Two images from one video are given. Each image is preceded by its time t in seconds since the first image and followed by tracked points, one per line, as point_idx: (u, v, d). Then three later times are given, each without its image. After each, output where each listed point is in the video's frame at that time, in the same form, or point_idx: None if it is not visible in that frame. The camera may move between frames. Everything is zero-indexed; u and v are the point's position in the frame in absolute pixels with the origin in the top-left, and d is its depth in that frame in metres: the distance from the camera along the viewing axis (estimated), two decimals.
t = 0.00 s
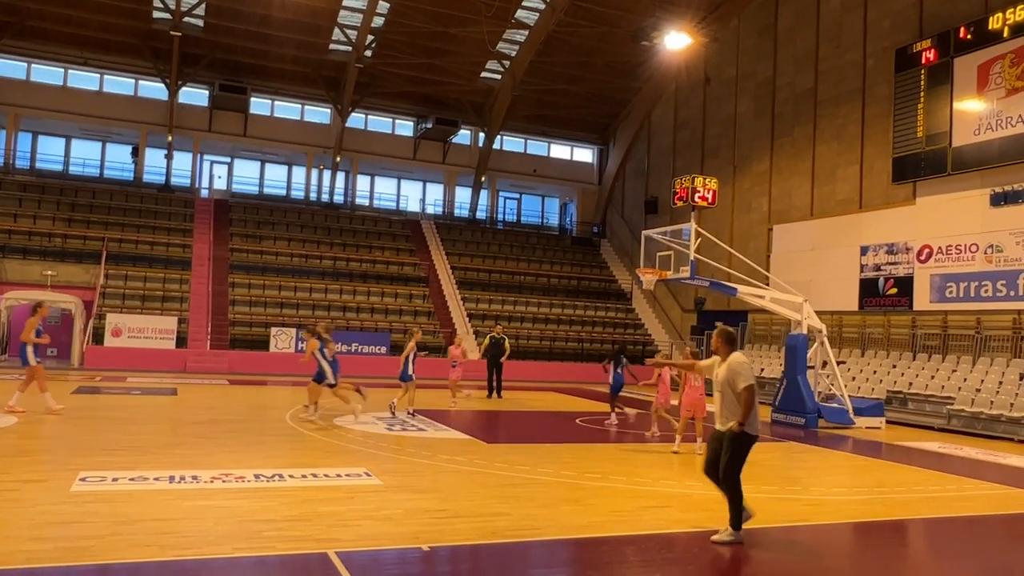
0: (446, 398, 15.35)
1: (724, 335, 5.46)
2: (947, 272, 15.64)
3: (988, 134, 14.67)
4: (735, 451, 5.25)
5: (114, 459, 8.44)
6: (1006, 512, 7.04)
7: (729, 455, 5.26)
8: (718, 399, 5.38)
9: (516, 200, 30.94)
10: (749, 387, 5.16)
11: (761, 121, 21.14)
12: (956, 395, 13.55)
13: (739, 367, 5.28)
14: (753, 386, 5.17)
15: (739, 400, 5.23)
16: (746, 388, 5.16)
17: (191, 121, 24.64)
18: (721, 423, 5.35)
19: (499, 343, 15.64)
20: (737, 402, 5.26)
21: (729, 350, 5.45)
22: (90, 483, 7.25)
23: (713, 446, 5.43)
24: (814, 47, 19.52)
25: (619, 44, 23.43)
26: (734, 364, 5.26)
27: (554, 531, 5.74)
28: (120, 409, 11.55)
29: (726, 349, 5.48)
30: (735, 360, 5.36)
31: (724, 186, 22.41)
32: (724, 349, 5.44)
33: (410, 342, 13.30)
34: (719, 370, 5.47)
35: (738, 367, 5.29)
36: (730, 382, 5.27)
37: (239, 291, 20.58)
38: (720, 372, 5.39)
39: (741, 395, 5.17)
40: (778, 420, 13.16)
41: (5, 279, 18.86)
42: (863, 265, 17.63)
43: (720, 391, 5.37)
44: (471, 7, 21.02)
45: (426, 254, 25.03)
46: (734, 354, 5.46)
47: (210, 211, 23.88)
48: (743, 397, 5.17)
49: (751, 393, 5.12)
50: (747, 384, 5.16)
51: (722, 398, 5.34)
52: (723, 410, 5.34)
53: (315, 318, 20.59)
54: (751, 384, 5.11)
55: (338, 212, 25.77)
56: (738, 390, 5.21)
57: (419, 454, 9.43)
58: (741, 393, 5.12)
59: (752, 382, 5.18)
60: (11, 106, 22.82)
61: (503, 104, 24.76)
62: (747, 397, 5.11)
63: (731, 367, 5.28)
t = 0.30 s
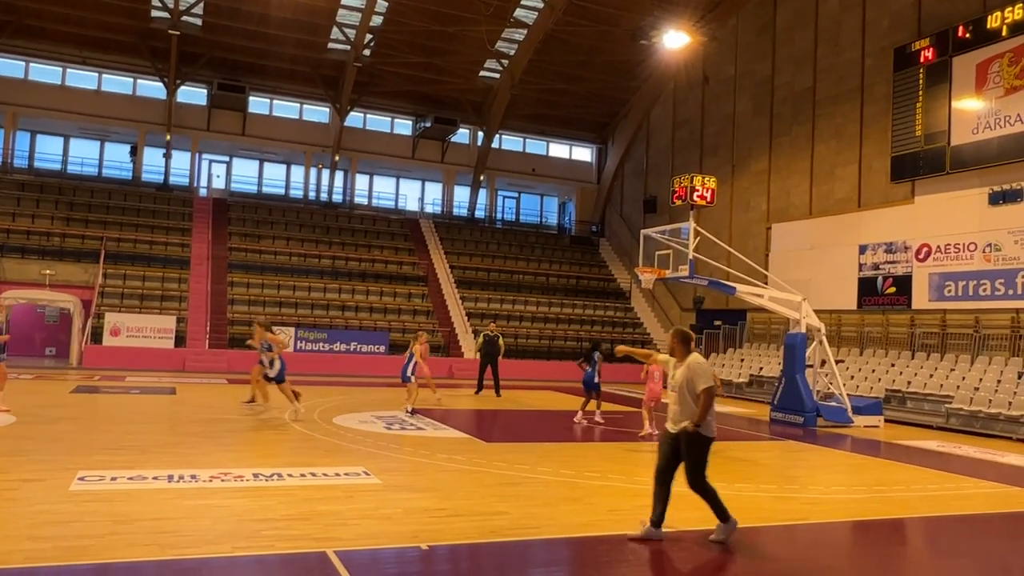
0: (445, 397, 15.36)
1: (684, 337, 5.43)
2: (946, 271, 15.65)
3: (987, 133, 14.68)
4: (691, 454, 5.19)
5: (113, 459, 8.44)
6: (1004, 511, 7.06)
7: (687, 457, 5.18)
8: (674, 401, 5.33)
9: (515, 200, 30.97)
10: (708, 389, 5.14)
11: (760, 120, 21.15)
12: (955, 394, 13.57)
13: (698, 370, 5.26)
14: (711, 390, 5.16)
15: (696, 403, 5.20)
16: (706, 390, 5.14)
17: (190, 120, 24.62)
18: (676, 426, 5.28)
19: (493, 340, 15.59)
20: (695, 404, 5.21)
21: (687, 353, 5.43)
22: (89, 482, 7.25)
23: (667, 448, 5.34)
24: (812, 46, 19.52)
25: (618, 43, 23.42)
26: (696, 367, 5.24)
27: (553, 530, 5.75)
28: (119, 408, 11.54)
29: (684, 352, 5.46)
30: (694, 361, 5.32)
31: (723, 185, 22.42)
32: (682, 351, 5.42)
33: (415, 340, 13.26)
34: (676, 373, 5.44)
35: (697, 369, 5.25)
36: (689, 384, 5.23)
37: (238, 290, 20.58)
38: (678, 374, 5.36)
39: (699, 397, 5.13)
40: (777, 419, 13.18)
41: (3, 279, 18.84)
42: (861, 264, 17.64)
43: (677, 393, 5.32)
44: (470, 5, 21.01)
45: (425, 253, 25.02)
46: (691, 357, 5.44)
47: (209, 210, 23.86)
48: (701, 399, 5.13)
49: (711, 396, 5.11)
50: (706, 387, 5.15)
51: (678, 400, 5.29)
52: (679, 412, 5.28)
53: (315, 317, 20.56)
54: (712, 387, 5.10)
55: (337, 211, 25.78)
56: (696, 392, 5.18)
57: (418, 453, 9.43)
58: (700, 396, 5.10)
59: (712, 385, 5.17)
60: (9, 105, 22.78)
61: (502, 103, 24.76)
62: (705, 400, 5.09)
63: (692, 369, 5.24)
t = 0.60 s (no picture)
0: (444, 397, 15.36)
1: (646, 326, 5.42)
2: (945, 270, 15.66)
3: (987, 132, 14.66)
4: (650, 445, 5.23)
5: (112, 459, 8.43)
6: (1004, 510, 7.07)
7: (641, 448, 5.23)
8: (636, 392, 5.35)
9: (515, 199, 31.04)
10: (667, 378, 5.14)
11: (760, 119, 21.14)
12: (954, 393, 13.58)
13: (658, 359, 5.25)
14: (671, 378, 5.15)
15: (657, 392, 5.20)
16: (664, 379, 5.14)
17: (190, 119, 24.61)
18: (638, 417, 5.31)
19: (482, 339, 15.77)
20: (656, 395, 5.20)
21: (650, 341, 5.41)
22: (89, 482, 7.25)
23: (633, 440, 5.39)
24: (812, 45, 19.52)
25: (618, 42, 23.42)
26: (654, 357, 5.23)
27: (553, 529, 5.75)
28: (119, 407, 11.55)
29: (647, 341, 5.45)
30: (656, 352, 5.28)
31: (723, 184, 22.42)
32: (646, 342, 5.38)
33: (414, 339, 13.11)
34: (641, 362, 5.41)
35: (658, 360, 5.21)
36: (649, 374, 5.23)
37: (237, 289, 20.57)
38: (640, 364, 5.36)
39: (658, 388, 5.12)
40: (777, 418, 13.18)
41: (3, 278, 18.84)
42: (861, 263, 17.64)
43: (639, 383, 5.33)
44: (470, 5, 20.99)
45: (424, 253, 25.01)
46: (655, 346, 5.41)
47: (208, 210, 23.86)
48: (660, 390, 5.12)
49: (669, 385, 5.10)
50: (665, 376, 5.14)
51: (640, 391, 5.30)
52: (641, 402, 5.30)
53: (315, 316, 20.56)
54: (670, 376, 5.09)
55: (337, 211, 25.79)
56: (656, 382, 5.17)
57: (418, 452, 9.43)
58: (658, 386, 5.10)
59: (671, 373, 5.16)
60: (9, 104, 22.76)
61: (502, 103, 24.76)
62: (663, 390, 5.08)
63: (651, 359, 5.24)
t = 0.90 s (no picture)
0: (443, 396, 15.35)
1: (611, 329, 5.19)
2: (945, 270, 15.66)
3: (987, 132, 14.67)
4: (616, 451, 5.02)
5: (112, 458, 8.44)
6: (1004, 510, 7.07)
7: (604, 452, 4.98)
8: (600, 396, 5.12)
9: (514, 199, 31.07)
10: (632, 382, 4.91)
11: (759, 119, 21.13)
12: (954, 392, 13.57)
13: (623, 362, 5.01)
14: (636, 382, 4.92)
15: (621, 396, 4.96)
16: (630, 384, 4.91)
17: (190, 119, 24.59)
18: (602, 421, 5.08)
19: (474, 339, 15.84)
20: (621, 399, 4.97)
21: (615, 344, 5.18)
22: (89, 481, 7.26)
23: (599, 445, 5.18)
24: (812, 45, 19.51)
25: (618, 42, 23.41)
26: (619, 360, 5.00)
27: (553, 529, 5.75)
28: (119, 407, 11.54)
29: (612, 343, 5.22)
30: (622, 354, 5.04)
31: (723, 183, 22.40)
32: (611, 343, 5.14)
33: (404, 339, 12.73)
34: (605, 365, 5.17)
35: (624, 363, 4.98)
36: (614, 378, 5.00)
37: (237, 289, 20.56)
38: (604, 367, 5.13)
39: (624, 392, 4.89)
40: (776, 417, 13.17)
41: (3, 278, 18.81)
42: (861, 263, 17.64)
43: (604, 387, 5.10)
44: (470, 4, 20.98)
45: (424, 253, 25.01)
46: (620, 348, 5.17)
47: (208, 209, 23.86)
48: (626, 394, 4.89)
49: (634, 389, 4.88)
50: (630, 380, 4.91)
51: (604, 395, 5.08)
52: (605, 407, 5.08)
53: (315, 315, 20.56)
54: (636, 380, 4.87)
55: (337, 210, 25.80)
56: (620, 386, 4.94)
57: (417, 452, 9.43)
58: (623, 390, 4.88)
59: (637, 378, 4.93)
60: (8, 104, 22.73)
61: (502, 103, 24.76)
62: (630, 394, 4.86)
63: (615, 362, 5.02)
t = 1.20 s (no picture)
0: (443, 396, 15.35)
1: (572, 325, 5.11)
2: (945, 270, 15.66)
3: (988, 131, 14.67)
4: (583, 449, 4.97)
5: (112, 458, 8.44)
6: (1004, 509, 7.06)
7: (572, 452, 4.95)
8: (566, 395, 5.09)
9: (515, 198, 31.08)
10: (590, 378, 4.84)
11: (760, 119, 21.13)
12: (954, 392, 13.56)
13: (583, 358, 4.93)
14: (595, 377, 4.85)
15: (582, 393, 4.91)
16: (588, 380, 4.84)
17: (190, 118, 24.59)
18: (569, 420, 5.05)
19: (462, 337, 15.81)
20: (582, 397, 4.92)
21: (578, 340, 5.11)
22: (89, 481, 7.27)
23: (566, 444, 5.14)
24: (813, 45, 19.51)
25: (618, 42, 23.41)
26: (577, 357, 4.93)
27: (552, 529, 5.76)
28: (119, 407, 11.55)
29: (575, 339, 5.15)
30: (583, 350, 4.97)
31: (723, 183, 22.40)
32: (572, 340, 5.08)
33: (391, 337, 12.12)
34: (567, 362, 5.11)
35: (583, 359, 4.91)
36: (573, 376, 4.95)
37: (238, 288, 20.56)
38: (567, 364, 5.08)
39: (583, 390, 4.83)
40: (776, 417, 13.16)
41: (3, 277, 18.79)
42: (861, 262, 17.64)
43: (569, 385, 5.04)
44: (470, 4, 20.97)
45: (425, 253, 25.01)
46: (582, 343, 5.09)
47: (209, 209, 23.87)
48: (585, 391, 4.83)
49: (592, 385, 4.81)
50: (588, 377, 4.85)
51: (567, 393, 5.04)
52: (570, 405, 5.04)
53: (314, 315, 20.56)
54: (593, 376, 4.80)
55: (337, 210, 25.82)
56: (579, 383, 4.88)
57: (417, 452, 9.43)
58: (581, 388, 4.82)
59: (595, 374, 4.86)
60: (8, 103, 22.72)
61: (502, 102, 24.76)
62: (587, 391, 4.80)
63: (573, 359, 4.95)
